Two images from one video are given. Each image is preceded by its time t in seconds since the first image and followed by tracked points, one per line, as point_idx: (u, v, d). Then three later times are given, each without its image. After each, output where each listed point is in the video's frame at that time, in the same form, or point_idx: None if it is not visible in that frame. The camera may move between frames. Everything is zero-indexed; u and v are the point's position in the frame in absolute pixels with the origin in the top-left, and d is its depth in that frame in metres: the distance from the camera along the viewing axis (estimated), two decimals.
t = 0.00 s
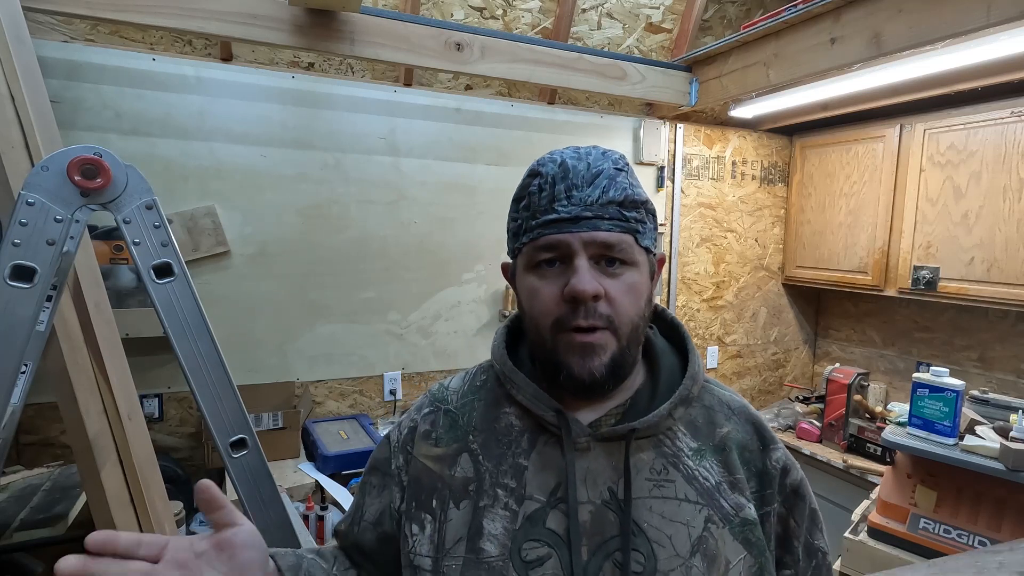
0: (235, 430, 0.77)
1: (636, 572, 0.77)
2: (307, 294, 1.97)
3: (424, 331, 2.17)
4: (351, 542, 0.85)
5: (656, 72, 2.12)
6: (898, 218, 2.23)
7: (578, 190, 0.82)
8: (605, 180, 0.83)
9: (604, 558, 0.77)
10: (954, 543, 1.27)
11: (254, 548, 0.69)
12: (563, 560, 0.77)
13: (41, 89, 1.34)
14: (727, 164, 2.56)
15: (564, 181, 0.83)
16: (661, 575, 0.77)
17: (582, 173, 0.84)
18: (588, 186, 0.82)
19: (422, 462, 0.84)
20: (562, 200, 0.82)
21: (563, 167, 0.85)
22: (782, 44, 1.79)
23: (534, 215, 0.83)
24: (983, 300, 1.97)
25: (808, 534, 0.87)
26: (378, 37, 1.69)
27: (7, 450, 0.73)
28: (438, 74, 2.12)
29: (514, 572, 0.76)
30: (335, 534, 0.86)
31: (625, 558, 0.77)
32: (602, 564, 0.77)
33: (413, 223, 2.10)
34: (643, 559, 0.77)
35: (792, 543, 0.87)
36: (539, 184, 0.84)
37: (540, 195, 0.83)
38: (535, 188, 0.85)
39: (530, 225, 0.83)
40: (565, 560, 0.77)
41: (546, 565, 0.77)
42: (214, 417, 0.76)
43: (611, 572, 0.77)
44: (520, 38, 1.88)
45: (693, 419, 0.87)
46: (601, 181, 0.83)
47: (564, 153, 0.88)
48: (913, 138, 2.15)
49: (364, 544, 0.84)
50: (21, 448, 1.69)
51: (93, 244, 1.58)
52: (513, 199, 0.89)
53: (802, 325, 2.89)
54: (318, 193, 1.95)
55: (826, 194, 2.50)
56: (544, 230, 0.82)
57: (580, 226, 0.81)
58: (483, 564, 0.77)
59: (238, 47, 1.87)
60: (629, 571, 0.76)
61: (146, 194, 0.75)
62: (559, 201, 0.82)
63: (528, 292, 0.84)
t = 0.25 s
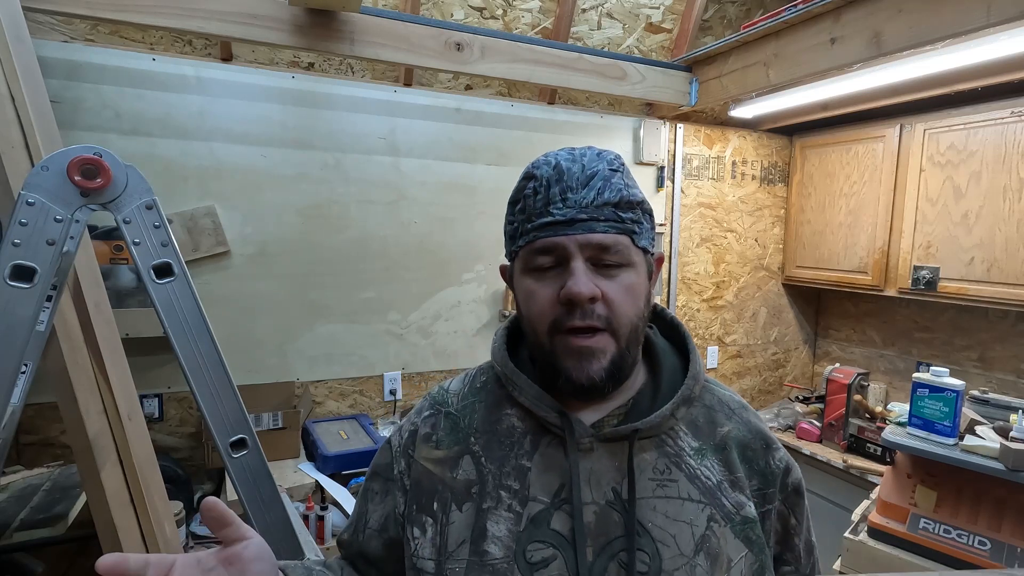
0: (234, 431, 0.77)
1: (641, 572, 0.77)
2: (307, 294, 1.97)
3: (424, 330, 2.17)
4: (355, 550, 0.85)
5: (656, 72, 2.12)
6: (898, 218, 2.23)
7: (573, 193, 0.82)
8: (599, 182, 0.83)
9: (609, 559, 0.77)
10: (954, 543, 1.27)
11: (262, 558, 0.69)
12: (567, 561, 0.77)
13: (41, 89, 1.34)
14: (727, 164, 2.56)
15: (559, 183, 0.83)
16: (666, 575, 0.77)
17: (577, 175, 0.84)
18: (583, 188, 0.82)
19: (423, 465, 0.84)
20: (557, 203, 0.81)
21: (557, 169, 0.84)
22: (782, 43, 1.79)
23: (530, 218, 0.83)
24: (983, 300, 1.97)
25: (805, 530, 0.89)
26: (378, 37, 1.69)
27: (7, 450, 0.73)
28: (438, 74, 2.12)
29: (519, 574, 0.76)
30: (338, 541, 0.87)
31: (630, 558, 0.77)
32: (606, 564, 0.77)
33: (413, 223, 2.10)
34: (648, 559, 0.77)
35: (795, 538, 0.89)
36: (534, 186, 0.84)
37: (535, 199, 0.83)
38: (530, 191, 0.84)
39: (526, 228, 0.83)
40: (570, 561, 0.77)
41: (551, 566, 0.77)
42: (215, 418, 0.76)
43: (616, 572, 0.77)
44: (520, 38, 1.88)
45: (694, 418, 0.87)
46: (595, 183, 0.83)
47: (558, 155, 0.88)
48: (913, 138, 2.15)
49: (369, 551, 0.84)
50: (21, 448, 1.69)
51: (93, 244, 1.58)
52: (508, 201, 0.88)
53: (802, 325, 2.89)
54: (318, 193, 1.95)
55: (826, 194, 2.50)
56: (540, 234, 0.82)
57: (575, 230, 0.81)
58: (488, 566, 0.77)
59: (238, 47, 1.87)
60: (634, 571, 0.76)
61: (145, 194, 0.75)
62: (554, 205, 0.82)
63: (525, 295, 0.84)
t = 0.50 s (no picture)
0: (234, 432, 0.77)
1: (646, 568, 0.78)
2: (307, 294, 1.97)
3: (424, 331, 2.17)
4: (353, 558, 0.83)
5: (656, 72, 2.12)
6: (898, 218, 2.23)
7: (604, 188, 0.82)
8: (630, 181, 0.84)
9: (615, 555, 0.78)
10: (954, 543, 1.27)
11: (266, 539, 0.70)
12: (574, 559, 0.78)
13: (41, 89, 1.34)
14: (727, 164, 2.56)
15: (590, 178, 0.82)
16: (671, 570, 0.78)
17: (608, 172, 0.84)
18: (615, 185, 0.82)
19: (423, 467, 0.83)
20: (588, 196, 0.81)
21: (589, 164, 0.84)
22: (782, 43, 1.79)
23: (557, 209, 0.82)
24: (983, 300, 1.97)
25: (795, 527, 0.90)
26: (378, 37, 1.69)
27: (7, 450, 0.73)
28: (438, 74, 2.12)
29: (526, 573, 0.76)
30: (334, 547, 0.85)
31: (636, 554, 0.78)
32: (612, 561, 0.78)
33: (413, 223, 2.10)
34: (653, 554, 0.78)
35: (787, 536, 0.90)
36: (565, 177, 0.83)
37: (565, 190, 0.82)
38: (560, 181, 0.83)
39: (553, 219, 0.82)
40: (577, 560, 0.78)
41: (558, 565, 0.77)
42: (215, 419, 0.76)
43: (622, 568, 0.78)
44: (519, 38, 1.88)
45: (692, 415, 0.88)
46: (626, 181, 0.83)
47: (586, 151, 0.88)
48: (913, 137, 2.15)
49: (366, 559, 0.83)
50: (21, 448, 1.69)
51: (93, 244, 1.58)
52: (532, 190, 0.86)
53: (802, 325, 2.89)
54: (318, 193, 1.95)
55: (826, 193, 2.50)
56: (568, 225, 0.81)
57: (605, 225, 0.81)
58: (494, 567, 0.76)
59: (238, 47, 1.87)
60: (640, 566, 0.77)
61: (145, 194, 0.75)
62: (584, 197, 0.81)
63: (544, 286, 0.83)
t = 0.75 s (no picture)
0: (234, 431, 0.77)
1: (640, 564, 0.78)
2: (307, 294, 1.97)
3: (424, 330, 2.17)
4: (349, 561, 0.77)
5: (656, 72, 2.12)
6: (898, 218, 2.23)
7: (621, 194, 0.82)
8: (646, 189, 0.84)
9: (610, 551, 0.78)
10: (954, 543, 1.27)
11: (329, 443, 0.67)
12: (569, 554, 0.78)
13: (41, 89, 1.34)
14: (727, 164, 2.56)
15: (608, 182, 0.82)
16: (664, 565, 0.79)
17: (626, 177, 0.84)
18: (632, 193, 0.82)
19: (421, 458, 0.82)
20: (605, 201, 0.81)
21: (608, 168, 0.84)
22: (782, 43, 1.79)
23: (573, 211, 0.81)
24: (983, 300, 1.97)
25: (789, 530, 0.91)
26: (378, 37, 1.69)
27: (7, 450, 0.73)
28: (438, 74, 2.12)
29: (522, 568, 0.76)
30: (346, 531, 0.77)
31: (630, 550, 0.78)
32: (607, 557, 0.78)
33: (413, 223, 2.10)
34: (647, 550, 0.79)
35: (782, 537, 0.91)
36: (583, 180, 0.82)
37: (583, 192, 0.81)
38: (577, 183, 0.82)
39: (567, 220, 0.81)
40: (572, 555, 0.78)
41: (553, 560, 0.77)
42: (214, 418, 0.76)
43: (616, 564, 0.78)
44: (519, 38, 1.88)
45: (687, 414, 0.89)
46: (643, 189, 0.83)
47: (601, 154, 0.87)
48: (913, 137, 2.15)
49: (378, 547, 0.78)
50: (21, 448, 1.69)
51: (93, 244, 1.58)
52: (546, 188, 0.85)
53: (801, 325, 2.89)
54: (318, 193, 1.95)
55: (826, 193, 2.50)
56: (581, 228, 0.80)
57: (619, 231, 0.81)
58: (489, 560, 0.76)
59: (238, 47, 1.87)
60: (634, 563, 0.78)
61: (146, 194, 0.76)
62: (601, 201, 0.81)
63: (552, 286, 0.82)
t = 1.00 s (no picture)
0: (235, 431, 0.77)
1: (640, 562, 0.79)
2: (308, 294, 1.97)
3: (424, 330, 2.17)
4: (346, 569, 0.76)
5: (656, 72, 2.12)
6: (898, 218, 2.23)
7: (623, 196, 0.81)
8: (648, 191, 0.84)
9: (610, 550, 0.79)
10: (954, 543, 1.27)
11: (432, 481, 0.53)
12: (570, 553, 0.78)
13: (41, 89, 1.34)
14: (727, 164, 2.56)
15: (610, 184, 0.82)
16: (664, 564, 0.79)
17: (628, 179, 0.83)
18: (633, 194, 0.82)
19: (419, 463, 0.81)
20: (607, 202, 0.80)
21: (611, 169, 0.84)
22: (782, 43, 1.79)
23: (574, 211, 0.81)
24: (983, 300, 1.97)
25: (781, 530, 0.91)
26: (378, 37, 1.69)
27: (7, 450, 0.73)
28: (438, 74, 2.12)
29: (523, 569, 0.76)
30: (369, 551, 0.77)
31: (630, 549, 0.79)
32: (607, 556, 0.79)
33: (413, 223, 2.10)
34: (647, 549, 0.80)
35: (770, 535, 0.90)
36: (585, 181, 0.82)
37: (584, 193, 0.81)
38: (579, 184, 0.82)
39: (569, 221, 0.81)
40: (572, 554, 0.78)
41: (554, 559, 0.77)
42: (214, 418, 0.76)
43: (616, 563, 0.79)
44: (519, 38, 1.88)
45: (684, 414, 0.89)
46: (644, 191, 0.83)
47: (604, 155, 0.87)
48: (913, 137, 2.15)
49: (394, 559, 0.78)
50: (21, 448, 1.69)
51: (93, 244, 1.58)
52: (548, 188, 0.85)
53: (801, 325, 2.89)
54: (318, 193, 1.95)
55: (826, 193, 2.50)
56: (582, 229, 0.80)
57: (620, 232, 0.80)
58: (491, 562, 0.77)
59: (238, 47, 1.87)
60: (635, 562, 0.78)
61: (146, 194, 0.76)
62: (602, 203, 0.81)
63: (553, 287, 0.82)
